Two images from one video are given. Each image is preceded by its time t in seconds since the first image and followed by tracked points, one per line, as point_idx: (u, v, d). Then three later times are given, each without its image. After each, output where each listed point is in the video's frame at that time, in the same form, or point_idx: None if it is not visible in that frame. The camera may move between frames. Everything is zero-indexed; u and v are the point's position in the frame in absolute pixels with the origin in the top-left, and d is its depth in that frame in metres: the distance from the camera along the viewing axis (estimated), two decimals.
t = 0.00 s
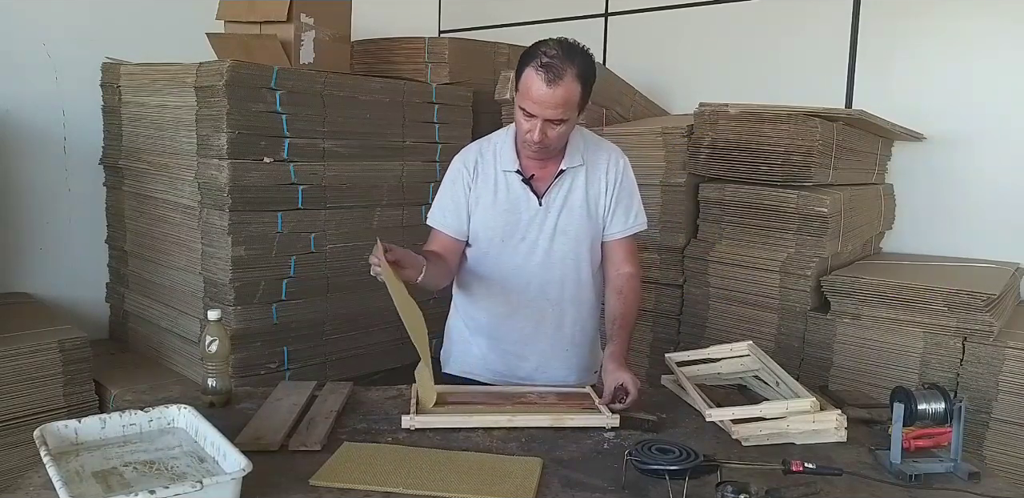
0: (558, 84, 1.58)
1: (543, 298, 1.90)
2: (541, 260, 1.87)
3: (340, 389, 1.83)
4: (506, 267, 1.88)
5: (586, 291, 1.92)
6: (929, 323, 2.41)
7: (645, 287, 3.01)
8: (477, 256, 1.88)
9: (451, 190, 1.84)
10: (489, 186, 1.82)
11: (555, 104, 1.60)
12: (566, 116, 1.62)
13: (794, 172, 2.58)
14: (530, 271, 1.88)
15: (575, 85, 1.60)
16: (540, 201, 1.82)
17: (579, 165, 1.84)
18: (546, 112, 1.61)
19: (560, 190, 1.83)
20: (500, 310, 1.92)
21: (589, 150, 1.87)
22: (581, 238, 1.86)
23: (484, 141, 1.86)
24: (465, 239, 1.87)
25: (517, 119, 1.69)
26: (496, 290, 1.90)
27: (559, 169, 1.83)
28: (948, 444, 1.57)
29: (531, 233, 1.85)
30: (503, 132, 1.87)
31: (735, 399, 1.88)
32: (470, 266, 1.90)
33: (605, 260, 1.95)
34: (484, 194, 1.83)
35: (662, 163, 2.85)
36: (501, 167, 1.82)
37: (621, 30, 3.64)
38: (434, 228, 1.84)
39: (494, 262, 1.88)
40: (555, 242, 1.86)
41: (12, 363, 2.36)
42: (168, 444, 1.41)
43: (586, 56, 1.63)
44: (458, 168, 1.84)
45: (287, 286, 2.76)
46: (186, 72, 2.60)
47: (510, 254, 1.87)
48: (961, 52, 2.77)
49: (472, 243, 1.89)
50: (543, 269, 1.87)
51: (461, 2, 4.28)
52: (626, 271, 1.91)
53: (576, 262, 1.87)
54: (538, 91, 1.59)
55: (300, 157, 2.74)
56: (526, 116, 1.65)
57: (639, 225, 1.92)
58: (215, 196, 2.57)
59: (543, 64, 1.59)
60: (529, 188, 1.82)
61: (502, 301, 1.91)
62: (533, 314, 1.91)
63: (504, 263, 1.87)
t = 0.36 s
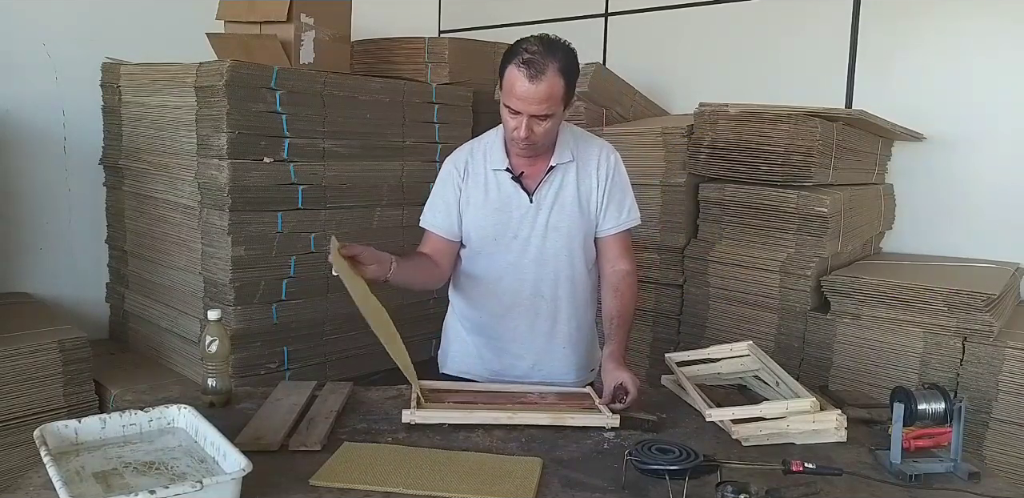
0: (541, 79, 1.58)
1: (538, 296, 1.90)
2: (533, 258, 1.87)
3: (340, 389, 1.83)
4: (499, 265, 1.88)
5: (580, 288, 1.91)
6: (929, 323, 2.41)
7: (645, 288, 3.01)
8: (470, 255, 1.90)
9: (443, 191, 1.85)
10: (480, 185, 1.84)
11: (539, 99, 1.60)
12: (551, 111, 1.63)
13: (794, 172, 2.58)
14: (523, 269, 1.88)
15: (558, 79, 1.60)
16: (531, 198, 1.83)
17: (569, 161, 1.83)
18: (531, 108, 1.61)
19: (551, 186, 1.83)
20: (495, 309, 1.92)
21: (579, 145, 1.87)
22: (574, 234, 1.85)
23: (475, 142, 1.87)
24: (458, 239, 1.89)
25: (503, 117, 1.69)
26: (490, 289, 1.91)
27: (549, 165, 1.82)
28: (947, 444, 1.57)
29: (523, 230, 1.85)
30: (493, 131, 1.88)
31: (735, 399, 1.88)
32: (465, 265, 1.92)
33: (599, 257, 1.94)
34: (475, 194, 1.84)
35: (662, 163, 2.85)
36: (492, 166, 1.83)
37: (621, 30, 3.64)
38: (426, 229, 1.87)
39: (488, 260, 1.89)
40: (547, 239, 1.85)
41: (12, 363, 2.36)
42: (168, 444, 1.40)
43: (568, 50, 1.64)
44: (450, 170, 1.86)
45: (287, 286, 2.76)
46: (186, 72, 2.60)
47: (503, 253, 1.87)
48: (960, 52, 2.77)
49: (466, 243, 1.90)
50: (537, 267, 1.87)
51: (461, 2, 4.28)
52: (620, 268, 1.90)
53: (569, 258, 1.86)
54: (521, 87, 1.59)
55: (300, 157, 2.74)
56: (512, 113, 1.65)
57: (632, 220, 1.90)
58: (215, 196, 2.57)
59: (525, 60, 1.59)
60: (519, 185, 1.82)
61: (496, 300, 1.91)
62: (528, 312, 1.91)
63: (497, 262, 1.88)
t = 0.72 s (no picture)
0: (526, 78, 1.60)
1: (530, 295, 1.89)
2: (525, 256, 1.86)
3: (340, 389, 1.83)
4: (491, 264, 1.89)
5: (573, 285, 1.91)
6: (929, 323, 2.41)
7: (645, 288, 3.01)
8: (463, 254, 1.91)
9: (435, 192, 1.87)
10: (470, 186, 1.84)
11: (525, 98, 1.61)
12: (537, 109, 1.64)
13: (794, 172, 2.58)
14: (515, 267, 1.88)
15: (542, 77, 1.62)
16: (520, 197, 1.83)
17: (558, 158, 1.83)
18: (517, 107, 1.63)
19: (541, 184, 1.83)
20: (489, 308, 1.92)
21: (568, 142, 1.86)
22: (564, 232, 1.85)
23: (465, 142, 1.87)
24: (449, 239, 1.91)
25: (490, 118, 1.71)
26: (482, 287, 1.91)
27: (538, 162, 1.82)
28: (948, 444, 1.57)
29: (514, 229, 1.85)
30: (483, 131, 1.88)
31: (735, 399, 1.88)
32: (459, 264, 1.94)
33: (592, 254, 1.93)
34: (466, 194, 1.85)
35: (662, 163, 2.85)
36: (481, 166, 1.83)
37: (621, 30, 3.64)
38: (417, 230, 1.89)
39: (481, 260, 1.89)
40: (538, 238, 1.85)
41: (12, 363, 2.36)
42: (169, 445, 1.40)
43: (551, 48, 1.66)
44: (440, 170, 1.87)
45: (287, 286, 2.76)
46: (186, 72, 2.60)
47: (494, 252, 1.88)
48: (961, 52, 2.77)
49: (459, 243, 1.91)
50: (530, 267, 1.87)
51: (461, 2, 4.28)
52: (614, 266, 1.89)
53: (560, 255, 1.86)
54: (506, 87, 1.61)
55: (300, 157, 2.74)
56: (498, 113, 1.66)
57: (624, 216, 1.89)
58: (215, 196, 2.57)
59: (508, 60, 1.61)
60: (509, 184, 1.82)
61: (490, 298, 1.91)
62: (522, 310, 1.91)
63: (489, 261, 1.89)
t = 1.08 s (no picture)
0: (517, 76, 1.61)
1: (525, 294, 1.89)
2: (519, 255, 1.86)
3: (340, 389, 1.83)
4: (486, 263, 1.88)
5: (568, 285, 1.91)
6: (929, 323, 2.41)
7: (645, 288, 3.01)
8: (458, 253, 1.91)
9: (429, 191, 1.87)
10: (464, 185, 1.85)
11: (516, 96, 1.62)
12: (528, 108, 1.65)
13: (794, 171, 2.58)
14: (509, 266, 1.87)
15: (533, 76, 1.63)
16: (514, 196, 1.83)
17: (552, 157, 1.83)
18: (508, 105, 1.64)
19: (535, 183, 1.83)
20: (483, 308, 1.92)
21: (562, 141, 1.86)
22: (559, 231, 1.84)
23: (460, 142, 1.88)
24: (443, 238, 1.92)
25: (483, 118, 1.71)
26: (477, 287, 1.91)
27: (532, 161, 1.82)
28: (948, 444, 1.57)
29: (508, 228, 1.85)
30: (478, 131, 1.89)
31: (736, 399, 1.88)
32: (454, 263, 1.94)
33: (587, 253, 1.93)
34: (460, 193, 1.85)
35: (662, 163, 2.85)
36: (475, 165, 1.84)
37: (621, 30, 3.64)
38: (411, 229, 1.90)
39: (476, 259, 1.89)
40: (532, 237, 1.85)
41: (12, 362, 2.36)
42: (169, 444, 1.40)
43: (542, 47, 1.67)
44: (435, 170, 1.88)
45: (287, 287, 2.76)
46: (186, 72, 2.60)
47: (489, 251, 1.87)
48: (960, 51, 2.77)
49: (453, 242, 1.91)
50: (524, 266, 1.86)
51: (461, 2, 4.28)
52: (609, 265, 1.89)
53: (554, 254, 1.86)
54: (497, 85, 1.62)
55: (300, 157, 2.74)
56: (490, 113, 1.67)
57: (618, 215, 1.89)
58: (215, 196, 2.57)
59: (499, 58, 1.62)
60: (502, 183, 1.83)
61: (484, 297, 1.91)
62: (517, 309, 1.90)
63: (483, 260, 1.88)
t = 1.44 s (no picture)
0: (512, 69, 1.62)
1: (519, 295, 1.88)
2: (513, 256, 1.86)
3: (340, 389, 1.83)
4: (480, 263, 1.88)
5: (563, 287, 1.91)
6: (929, 323, 2.41)
7: (645, 287, 3.02)
8: (453, 253, 1.91)
9: (425, 190, 1.88)
10: (459, 184, 1.85)
11: (513, 89, 1.63)
12: (525, 101, 1.65)
13: (793, 171, 2.58)
14: (503, 267, 1.87)
15: (529, 69, 1.64)
16: (509, 197, 1.83)
17: (547, 159, 1.83)
18: (505, 99, 1.64)
19: (530, 184, 1.83)
20: (476, 307, 1.91)
21: (559, 144, 1.86)
22: (553, 232, 1.84)
23: (457, 142, 1.89)
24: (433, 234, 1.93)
25: (478, 115, 1.71)
26: (471, 287, 1.91)
27: (528, 163, 1.82)
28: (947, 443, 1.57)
29: (503, 230, 1.85)
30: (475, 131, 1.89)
31: (735, 399, 1.88)
32: (449, 263, 1.94)
33: (583, 254, 1.93)
34: (455, 193, 1.86)
35: (662, 163, 2.86)
36: (471, 165, 1.84)
37: (621, 29, 3.65)
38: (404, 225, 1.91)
39: (470, 260, 1.89)
40: (526, 238, 1.85)
41: (13, 362, 2.36)
42: (169, 444, 1.41)
43: (536, 43, 1.68)
44: (431, 169, 1.88)
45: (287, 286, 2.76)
46: (186, 72, 2.61)
47: (483, 252, 1.87)
48: (961, 51, 2.78)
49: (449, 241, 1.92)
50: (518, 266, 1.87)
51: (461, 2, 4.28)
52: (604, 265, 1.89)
53: (549, 256, 1.86)
54: (492, 78, 1.62)
55: (300, 157, 2.74)
56: (487, 108, 1.67)
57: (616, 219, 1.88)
58: (215, 196, 2.57)
59: (494, 53, 1.63)
60: (497, 184, 1.83)
61: (477, 297, 1.90)
62: (511, 310, 1.89)
63: (478, 261, 1.88)
